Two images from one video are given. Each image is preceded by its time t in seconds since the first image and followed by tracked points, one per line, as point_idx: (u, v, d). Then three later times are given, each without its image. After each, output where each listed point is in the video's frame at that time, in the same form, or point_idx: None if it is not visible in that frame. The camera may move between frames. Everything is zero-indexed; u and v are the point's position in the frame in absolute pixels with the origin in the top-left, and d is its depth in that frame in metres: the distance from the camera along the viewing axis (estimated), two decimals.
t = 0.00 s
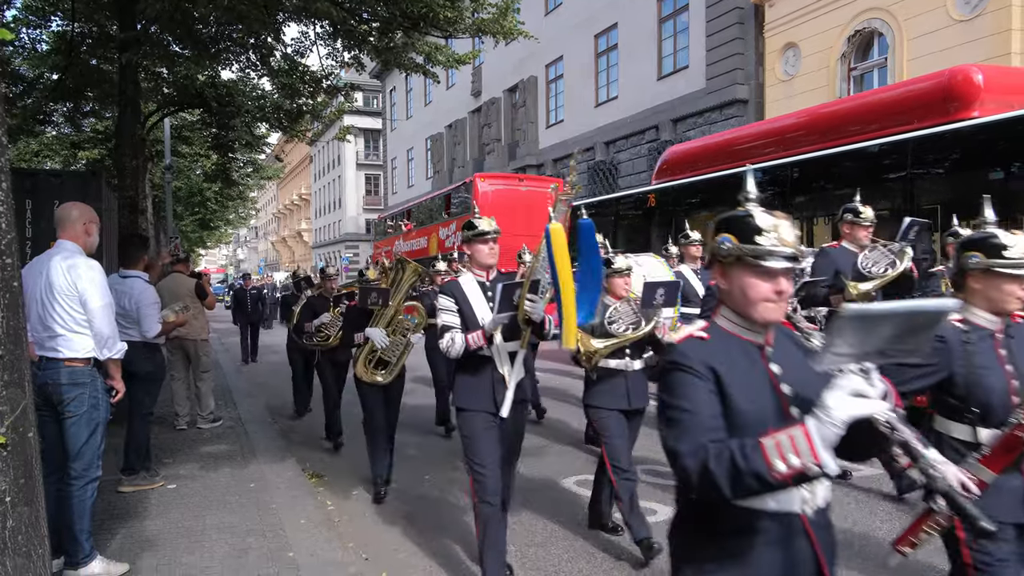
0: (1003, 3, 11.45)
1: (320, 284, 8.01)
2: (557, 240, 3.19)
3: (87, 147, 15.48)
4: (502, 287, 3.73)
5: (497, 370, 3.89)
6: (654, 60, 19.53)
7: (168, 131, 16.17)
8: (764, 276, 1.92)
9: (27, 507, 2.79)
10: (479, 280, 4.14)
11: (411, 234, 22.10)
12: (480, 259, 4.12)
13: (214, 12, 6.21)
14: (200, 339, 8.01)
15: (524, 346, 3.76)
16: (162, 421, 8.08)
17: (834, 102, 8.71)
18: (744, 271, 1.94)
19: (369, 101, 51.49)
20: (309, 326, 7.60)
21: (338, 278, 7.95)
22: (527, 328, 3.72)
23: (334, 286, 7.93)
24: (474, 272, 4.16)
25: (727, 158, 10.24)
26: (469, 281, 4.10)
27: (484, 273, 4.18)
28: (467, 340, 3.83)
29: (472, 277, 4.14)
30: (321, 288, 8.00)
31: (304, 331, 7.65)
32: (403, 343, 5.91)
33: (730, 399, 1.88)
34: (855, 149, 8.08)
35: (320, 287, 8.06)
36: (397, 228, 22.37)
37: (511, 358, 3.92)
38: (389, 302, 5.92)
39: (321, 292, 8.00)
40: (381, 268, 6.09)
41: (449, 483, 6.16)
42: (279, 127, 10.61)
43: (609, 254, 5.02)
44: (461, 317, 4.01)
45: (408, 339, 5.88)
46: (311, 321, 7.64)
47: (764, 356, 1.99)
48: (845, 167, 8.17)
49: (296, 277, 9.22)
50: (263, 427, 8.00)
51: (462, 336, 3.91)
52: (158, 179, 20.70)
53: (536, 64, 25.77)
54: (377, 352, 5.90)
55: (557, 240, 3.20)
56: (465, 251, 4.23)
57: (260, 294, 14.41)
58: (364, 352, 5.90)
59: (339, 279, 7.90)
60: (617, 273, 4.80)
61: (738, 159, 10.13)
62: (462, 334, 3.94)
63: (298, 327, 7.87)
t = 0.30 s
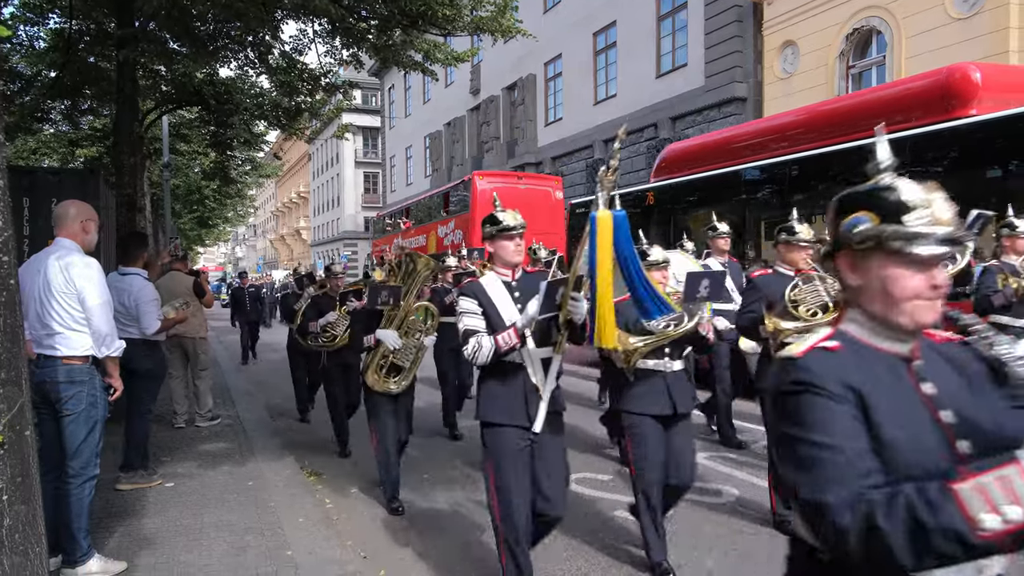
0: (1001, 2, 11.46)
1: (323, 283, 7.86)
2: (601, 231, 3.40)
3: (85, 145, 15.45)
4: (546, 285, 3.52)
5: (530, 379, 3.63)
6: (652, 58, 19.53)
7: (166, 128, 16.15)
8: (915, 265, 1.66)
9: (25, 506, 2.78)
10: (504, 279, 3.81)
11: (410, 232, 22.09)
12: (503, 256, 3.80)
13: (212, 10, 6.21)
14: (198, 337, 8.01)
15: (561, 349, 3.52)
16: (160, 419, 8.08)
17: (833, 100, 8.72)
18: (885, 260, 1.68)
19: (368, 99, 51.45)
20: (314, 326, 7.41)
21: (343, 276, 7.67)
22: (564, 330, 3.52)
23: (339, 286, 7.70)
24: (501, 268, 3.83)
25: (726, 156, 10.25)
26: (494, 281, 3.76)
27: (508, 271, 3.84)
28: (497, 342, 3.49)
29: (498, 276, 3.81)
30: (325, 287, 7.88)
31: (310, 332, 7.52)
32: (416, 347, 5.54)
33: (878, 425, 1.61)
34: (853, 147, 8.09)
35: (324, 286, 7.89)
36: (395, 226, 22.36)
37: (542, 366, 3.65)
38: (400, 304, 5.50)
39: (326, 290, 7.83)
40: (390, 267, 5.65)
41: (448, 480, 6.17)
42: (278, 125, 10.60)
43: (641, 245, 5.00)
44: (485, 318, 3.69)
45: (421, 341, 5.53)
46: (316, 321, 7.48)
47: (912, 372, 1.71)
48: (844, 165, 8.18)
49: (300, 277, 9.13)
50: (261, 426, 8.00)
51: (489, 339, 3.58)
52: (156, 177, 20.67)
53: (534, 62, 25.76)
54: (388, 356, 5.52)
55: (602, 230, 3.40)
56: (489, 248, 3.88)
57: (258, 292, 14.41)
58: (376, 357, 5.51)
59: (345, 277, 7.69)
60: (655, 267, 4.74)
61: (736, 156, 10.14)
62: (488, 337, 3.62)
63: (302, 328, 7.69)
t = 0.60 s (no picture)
0: None
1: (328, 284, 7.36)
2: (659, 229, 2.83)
3: (83, 143, 15.42)
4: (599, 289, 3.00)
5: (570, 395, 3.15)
6: (651, 56, 19.51)
7: (164, 127, 16.12)
8: None
9: (21, 504, 2.78)
10: (546, 281, 3.20)
11: (408, 230, 22.09)
12: (545, 254, 3.21)
13: (209, 7, 6.18)
14: (197, 335, 8.00)
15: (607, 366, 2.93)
16: (158, 418, 8.07)
17: (832, 98, 8.71)
18: None
19: (366, 97, 51.41)
20: (317, 329, 6.92)
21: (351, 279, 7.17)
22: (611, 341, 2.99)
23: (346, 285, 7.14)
24: (542, 267, 3.24)
25: (725, 154, 10.24)
26: (536, 279, 3.18)
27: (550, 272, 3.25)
28: (544, 349, 2.96)
29: (539, 275, 3.22)
30: (330, 286, 7.35)
31: (311, 333, 7.06)
32: (430, 356, 5.10)
33: None
34: (851, 145, 8.07)
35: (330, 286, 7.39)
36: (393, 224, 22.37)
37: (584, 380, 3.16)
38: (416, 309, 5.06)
39: (333, 292, 7.27)
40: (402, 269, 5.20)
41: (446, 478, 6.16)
42: (276, 123, 10.60)
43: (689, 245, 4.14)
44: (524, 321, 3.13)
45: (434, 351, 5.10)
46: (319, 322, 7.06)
47: None
48: (842, 163, 8.19)
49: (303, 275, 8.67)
50: (260, 424, 7.99)
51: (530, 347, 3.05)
52: (154, 175, 20.64)
53: (533, 60, 25.75)
54: (400, 364, 5.15)
55: (663, 227, 2.82)
56: (529, 244, 3.29)
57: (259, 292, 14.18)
58: (387, 364, 5.13)
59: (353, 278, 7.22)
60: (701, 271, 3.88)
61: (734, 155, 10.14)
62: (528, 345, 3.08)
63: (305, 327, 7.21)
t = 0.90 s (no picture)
0: None
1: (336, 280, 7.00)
2: (761, 226, 2.24)
3: (80, 141, 15.38)
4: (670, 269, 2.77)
5: (637, 399, 2.82)
6: (649, 54, 19.50)
7: (162, 125, 16.07)
8: None
9: (20, 503, 2.78)
10: (606, 270, 2.94)
11: (407, 229, 22.10)
12: (605, 241, 2.93)
13: (207, 6, 6.18)
14: (194, 334, 8.00)
15: (681, 361, 2.59)
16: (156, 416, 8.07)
17: (830, 97, 8.74)
18: None
19: (364, 96, 51.35)
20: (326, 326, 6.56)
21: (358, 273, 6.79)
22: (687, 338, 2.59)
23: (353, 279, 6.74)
24: (602, 255, 2.97)
25: (722, 153, 10.26)
26: (593, 271, 2.91)
27: (610, 259, 2.97)
28: (596, 366, 2.76)
29: (598, 264, 2.95)
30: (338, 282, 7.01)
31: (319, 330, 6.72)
32: (454, 356, 4.76)
33: None
34: (849, 144, 8.09)
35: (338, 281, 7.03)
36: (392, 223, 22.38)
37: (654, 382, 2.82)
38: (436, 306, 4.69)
39: (339, 285, 7.00)
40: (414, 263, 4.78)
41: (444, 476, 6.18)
42: (274, 121, 10.60)
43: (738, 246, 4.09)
44: (579, 321, 2.89)
45: (460, 351, 4.78)
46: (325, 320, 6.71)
47: None
48: (840, 161, 8.20)
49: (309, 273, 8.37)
50: (258, 422, 8.01)
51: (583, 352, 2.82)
52: (151, 173, 20.60)
53: (531, 58, 25.73)
54: (419, 365, 4.73)
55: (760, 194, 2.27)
56: (586, 227, 3.00)
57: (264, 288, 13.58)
58: (405, 366, 4.69)
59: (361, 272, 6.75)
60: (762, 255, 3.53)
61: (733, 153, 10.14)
62: (581, 350, 2.85)
63: (312, 325, 6.86)
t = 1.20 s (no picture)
0: None
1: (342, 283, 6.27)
2: (887, 269, 2.18)
3: (78, 139, 15.35)
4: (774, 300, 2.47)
5: (715, 441, 2.54)
6: (647, 52, 19.49)
7: (160, 123, 16.04)
8: None
9: (17, 502, 2.77)
10: (672, 287, 2.62)
11: (405, 227, 22.09)
12: (673, 250, 2.61)
13: (205, 3, 6.16)
14: (192, 332, 7.99)
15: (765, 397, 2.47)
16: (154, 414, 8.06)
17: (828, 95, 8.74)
18: None
19: (362, 94, 51.28)
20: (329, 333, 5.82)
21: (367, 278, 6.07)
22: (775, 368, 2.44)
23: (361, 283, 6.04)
24: (667, 266, 2.66)
25: (720, 151, 10.25)
26: (656, 284, 2.59)
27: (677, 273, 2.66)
28: (667, 399, 2.40)
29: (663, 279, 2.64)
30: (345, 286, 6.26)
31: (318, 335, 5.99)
32: (477, 367, 4.19)
33: None
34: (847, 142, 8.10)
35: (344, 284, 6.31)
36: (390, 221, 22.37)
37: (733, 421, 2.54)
38: (457, 313, 4.11)
39: (344, 290, 6.23)
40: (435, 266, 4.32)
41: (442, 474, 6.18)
42: (272, 118, 10.60)
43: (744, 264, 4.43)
44: (643, 347, 2.54)
45: (483, 362, 4.20)
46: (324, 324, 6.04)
47: None
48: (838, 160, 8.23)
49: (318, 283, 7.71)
50: (256, 420, 8.00)
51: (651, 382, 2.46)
52: (148, 171, 20.57)
53: (529, 56, 25.71)
54: (440, 378, 4.17)
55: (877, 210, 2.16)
56: (652, 236, 2.68)
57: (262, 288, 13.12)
58: (424, 380, 4.13)
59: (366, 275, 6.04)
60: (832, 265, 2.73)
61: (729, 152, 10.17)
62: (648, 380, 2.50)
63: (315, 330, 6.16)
